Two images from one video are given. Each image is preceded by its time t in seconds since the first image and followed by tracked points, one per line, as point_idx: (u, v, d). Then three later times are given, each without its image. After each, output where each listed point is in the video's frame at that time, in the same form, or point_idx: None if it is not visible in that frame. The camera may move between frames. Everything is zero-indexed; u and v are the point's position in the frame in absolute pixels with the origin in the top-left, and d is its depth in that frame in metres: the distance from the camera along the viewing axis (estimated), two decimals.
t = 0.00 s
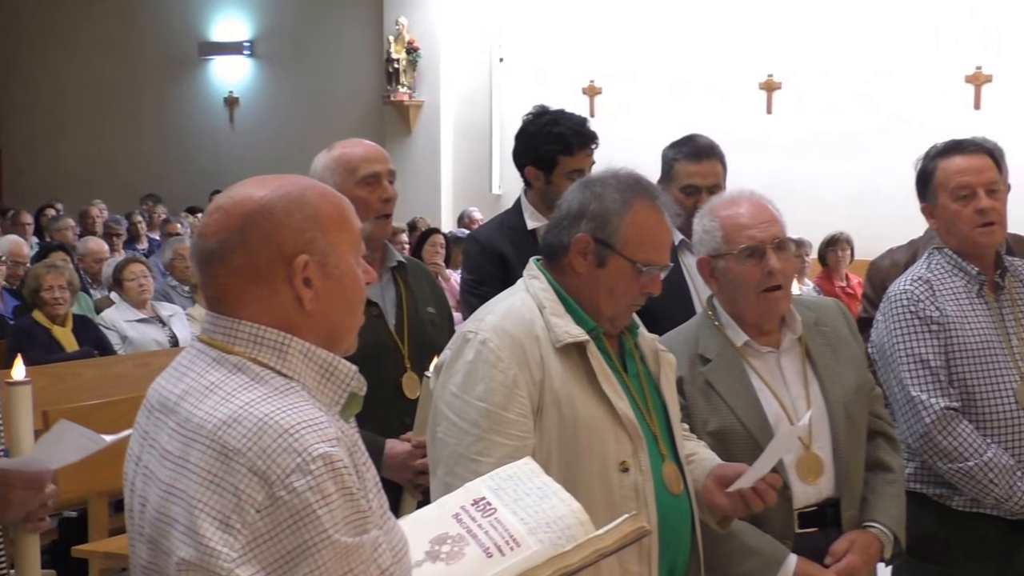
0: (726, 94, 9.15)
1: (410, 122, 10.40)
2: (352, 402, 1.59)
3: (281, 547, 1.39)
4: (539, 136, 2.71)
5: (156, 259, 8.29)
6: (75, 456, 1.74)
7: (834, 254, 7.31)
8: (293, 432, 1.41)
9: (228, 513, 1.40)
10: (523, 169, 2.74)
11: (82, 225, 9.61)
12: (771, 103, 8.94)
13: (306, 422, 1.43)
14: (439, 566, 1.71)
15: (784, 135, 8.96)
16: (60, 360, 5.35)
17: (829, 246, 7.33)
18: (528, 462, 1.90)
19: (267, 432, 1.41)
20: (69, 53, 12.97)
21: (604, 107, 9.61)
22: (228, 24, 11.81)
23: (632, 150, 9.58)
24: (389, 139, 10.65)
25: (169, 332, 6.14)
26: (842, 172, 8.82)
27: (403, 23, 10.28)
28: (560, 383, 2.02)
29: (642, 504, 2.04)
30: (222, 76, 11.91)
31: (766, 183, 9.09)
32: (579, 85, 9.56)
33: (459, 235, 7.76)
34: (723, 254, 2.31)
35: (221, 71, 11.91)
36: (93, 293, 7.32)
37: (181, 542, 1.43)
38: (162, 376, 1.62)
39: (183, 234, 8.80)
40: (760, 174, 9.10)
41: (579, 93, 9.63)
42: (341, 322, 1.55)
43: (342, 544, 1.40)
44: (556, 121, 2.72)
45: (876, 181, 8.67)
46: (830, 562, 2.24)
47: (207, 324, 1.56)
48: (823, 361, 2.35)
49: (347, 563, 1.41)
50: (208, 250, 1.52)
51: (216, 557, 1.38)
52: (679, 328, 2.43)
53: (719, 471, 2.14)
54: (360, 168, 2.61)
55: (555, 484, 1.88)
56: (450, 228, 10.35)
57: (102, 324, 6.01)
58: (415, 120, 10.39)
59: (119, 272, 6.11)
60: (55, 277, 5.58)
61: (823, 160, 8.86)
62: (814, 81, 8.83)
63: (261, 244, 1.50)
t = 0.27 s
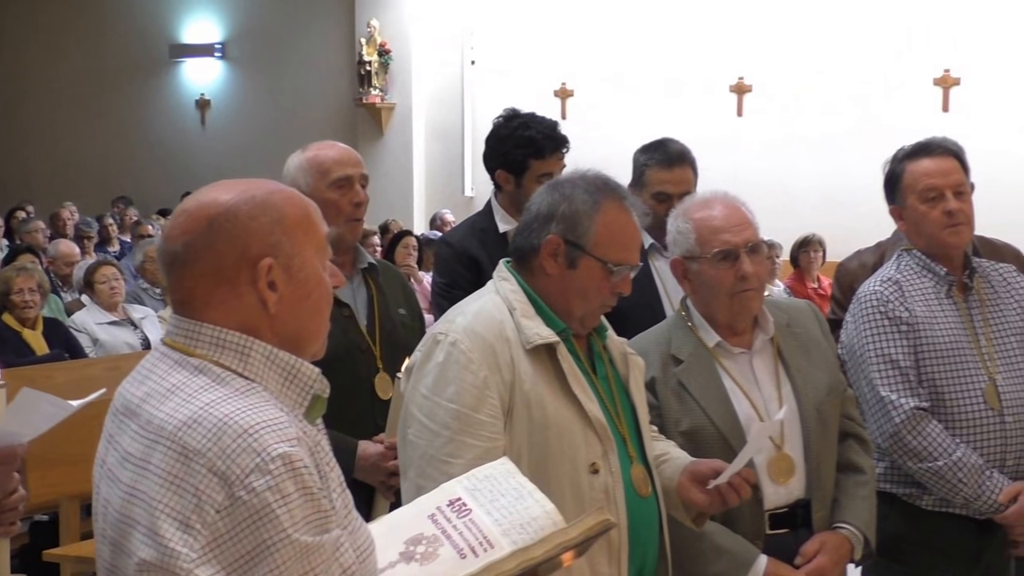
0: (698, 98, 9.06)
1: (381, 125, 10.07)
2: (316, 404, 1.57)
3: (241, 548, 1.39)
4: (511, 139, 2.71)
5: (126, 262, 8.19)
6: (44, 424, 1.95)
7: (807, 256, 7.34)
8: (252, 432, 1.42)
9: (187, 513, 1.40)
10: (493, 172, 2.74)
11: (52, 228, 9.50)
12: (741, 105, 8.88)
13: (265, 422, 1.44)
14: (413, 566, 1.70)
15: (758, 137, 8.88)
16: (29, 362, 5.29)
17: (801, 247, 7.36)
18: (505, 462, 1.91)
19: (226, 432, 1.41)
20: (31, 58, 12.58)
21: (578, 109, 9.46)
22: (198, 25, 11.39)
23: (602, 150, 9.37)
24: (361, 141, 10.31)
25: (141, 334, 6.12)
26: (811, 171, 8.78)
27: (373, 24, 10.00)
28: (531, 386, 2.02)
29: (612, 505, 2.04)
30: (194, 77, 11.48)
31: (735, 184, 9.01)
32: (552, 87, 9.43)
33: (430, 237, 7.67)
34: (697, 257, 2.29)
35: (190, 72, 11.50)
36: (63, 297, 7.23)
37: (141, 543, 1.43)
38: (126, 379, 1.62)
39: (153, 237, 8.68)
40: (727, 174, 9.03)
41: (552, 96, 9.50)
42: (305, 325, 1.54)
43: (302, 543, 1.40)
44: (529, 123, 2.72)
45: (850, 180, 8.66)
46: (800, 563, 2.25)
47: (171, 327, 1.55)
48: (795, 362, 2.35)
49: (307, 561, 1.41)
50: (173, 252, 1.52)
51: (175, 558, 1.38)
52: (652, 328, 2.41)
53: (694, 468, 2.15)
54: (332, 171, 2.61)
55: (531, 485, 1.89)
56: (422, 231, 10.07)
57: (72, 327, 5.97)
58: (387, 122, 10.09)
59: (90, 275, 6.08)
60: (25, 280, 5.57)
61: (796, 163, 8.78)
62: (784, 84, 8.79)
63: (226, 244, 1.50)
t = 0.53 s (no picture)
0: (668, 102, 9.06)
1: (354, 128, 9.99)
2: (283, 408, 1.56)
3: (205, 550, 1.37)
4: (483, 141, 2.72)
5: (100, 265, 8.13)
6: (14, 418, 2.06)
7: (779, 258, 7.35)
8: (217, 434, 1.40)
9: (152, 516, 1.38)
10: (465, 174, 2.75)
11: (23, 231, 9.42)
12: (713, 106, 8.90)
13: (230, 424, 1.42)
14: (381, 568, 1.69)
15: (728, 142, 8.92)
16: None
17: (773, 249, 7.38)
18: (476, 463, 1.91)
19: (192, 434, 1.40)
20: None
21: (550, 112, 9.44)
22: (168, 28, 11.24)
23: (572, 151, 9.34)
24: (333, 143, 10.17)
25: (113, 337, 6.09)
26: (781, 173, 8.81)
27: (346, 27, 9.87)
28: (499, 387, 2.02)
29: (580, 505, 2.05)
30: (164, 80, 11.31)
31: (707, 186, 9.00)
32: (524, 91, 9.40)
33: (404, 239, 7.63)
34: (669, 259, 2.29)
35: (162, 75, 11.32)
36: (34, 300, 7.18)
37: (106, 546, 1.41)
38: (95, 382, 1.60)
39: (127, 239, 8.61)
40: (697, 176, 9.03)
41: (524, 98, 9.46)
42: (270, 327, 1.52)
43: (266, 546, 1.38)
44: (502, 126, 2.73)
45: (822, 182, 8.71)
46: (771, 564, 2.24)
47: (138, 328, 1.53)
48: (767, 364, 2.35)
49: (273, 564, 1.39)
50: (138, 253, 1.50)
51: (139, 560, 1.36)
52: (624, 330, 2.41)
53: (668, 464, 2.16)
54: (315, 182, 2.57)
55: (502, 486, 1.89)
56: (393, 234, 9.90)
57: (43, 329, 5.94)
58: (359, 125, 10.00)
59: (61, 278, 6.04)
60: None
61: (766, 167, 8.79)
62: (754, 90, 8.82)
63: (191, 245, 1.48)
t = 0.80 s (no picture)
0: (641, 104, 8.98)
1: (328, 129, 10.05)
2: (252, 409, 1.55)
3: (172, 552, 1.36)
4: (452, 143, 2.73)
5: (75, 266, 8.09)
6: None
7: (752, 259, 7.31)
8: (184, 436, 1.38)
9: (119, 518, 1.36)
10: (436, 176, 2.77)
11: None
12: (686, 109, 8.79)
13: (198, 426, 1.40)
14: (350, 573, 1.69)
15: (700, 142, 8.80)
16: None
17: (745, 250, 7.34)
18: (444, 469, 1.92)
19: (159, 435, 1.38)
20: None
21: (523, 114, 9.44)
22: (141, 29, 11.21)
23: (544, 153, 9.35)
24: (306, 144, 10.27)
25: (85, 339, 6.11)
26: (754, 175, 8.61)
27: (319, 29, 9.92)
28: (466, 388, 2.03)
29: (547, 505, 2.06)
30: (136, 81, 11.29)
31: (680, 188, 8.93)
32: (497, 92, 9.40)
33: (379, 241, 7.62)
34: (640, 260, 2.29)
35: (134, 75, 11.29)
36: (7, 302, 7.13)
37: (73, 548, 1.39)
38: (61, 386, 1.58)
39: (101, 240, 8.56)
40: (668, 178, 8.96)
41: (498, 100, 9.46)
42: (235, 328, 1.51)
43: (233, 547, 1.36)
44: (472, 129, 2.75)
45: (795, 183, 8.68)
46: (741, 565, 2.24)
47: (105, 330, 1.51)
48: (737, 364, 2.35)
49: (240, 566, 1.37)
50: (102, 256, 1.48)
51: (105, 562, 1.34)
52: (594, 332, 2.41)
53: (636, 464, 2.17)
54: (291, 185, 2.60)
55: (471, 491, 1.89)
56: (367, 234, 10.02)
57: (14, 332, 5.91)
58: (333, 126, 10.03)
59: (33, 280, 6.03)
60: None
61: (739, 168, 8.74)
62: (727, 92, 8.69)
63: (157, 246, 1.47)
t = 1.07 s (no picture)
0: (611, 107, 9.00)
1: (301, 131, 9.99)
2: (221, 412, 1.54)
3: (139, 556, 1.33)
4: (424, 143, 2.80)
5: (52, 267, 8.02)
6: None
7: (725, 261, 7.19)
8: (152, 438, 1.36)
9: (87, 521, 1.34)
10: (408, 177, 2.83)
11: None
12: (660, 110, 8.78)
13: (167, 428, 1.38)
14: None
15: (673, 143, 8.81)
16: None
17: (718, 251, 7.20)
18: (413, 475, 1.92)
19: (127, 437, 1.36)
20: None
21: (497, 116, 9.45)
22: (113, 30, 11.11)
23: (516, 155, 9.39)
24: (279, 146, 10.17)
25: (55, 342, 6.09)
26: (722, 177, 8.66)
27: (292, 31, 9.86)
28: (434, 390, 2.04)
29: (515, 506, 2.08)
30: (108, 82, 11.18)
31: (651, 191, 8.95)
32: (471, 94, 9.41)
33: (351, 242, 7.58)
34: (607, 261, 2.30)
35: (105, 76, 11.20)
36: None
37: (41, 551, 1.37)
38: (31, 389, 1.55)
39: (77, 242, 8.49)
40: (639, 181, 8.97)
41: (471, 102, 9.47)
42: (206, 330, 1.50)
43: (202, 550, 1.34)
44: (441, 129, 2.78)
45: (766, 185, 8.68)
46: (710, 565, 2.25)
47: (75, 332, 1.49)
48: (705, 365, 2.37)
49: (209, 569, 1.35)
50: (72, 258, 1.47)
51: (72, 565, 1.32)
52: (564, 334, 2.42)
53: (605, 465, 2.18)
54: (260, 186, 2.62)
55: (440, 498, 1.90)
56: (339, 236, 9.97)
57: None
58: (306, 128, 9.99)
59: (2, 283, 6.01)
60: None
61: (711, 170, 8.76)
62: (697, 95, 8.69)
63: (127, 248, 1.45)
